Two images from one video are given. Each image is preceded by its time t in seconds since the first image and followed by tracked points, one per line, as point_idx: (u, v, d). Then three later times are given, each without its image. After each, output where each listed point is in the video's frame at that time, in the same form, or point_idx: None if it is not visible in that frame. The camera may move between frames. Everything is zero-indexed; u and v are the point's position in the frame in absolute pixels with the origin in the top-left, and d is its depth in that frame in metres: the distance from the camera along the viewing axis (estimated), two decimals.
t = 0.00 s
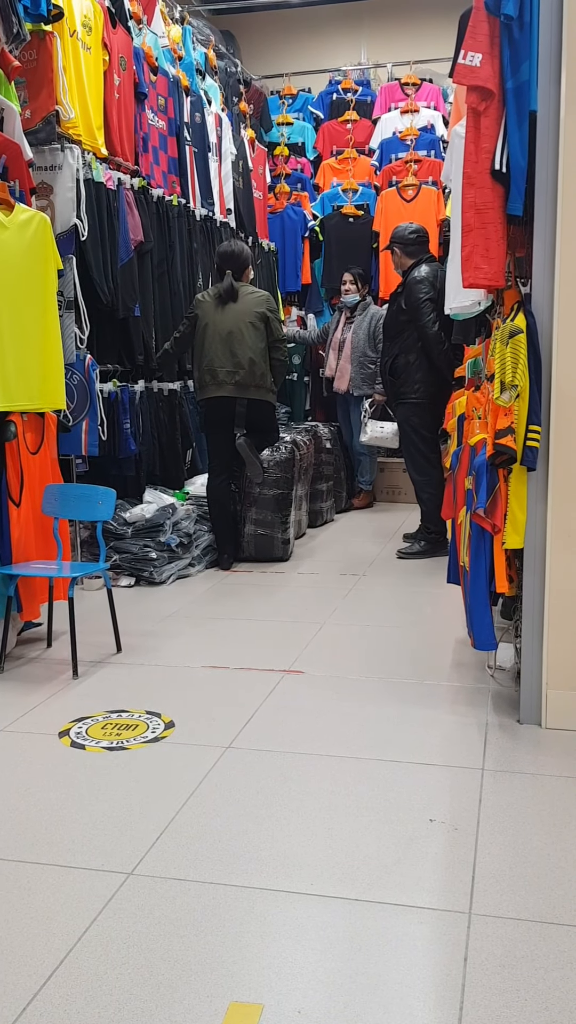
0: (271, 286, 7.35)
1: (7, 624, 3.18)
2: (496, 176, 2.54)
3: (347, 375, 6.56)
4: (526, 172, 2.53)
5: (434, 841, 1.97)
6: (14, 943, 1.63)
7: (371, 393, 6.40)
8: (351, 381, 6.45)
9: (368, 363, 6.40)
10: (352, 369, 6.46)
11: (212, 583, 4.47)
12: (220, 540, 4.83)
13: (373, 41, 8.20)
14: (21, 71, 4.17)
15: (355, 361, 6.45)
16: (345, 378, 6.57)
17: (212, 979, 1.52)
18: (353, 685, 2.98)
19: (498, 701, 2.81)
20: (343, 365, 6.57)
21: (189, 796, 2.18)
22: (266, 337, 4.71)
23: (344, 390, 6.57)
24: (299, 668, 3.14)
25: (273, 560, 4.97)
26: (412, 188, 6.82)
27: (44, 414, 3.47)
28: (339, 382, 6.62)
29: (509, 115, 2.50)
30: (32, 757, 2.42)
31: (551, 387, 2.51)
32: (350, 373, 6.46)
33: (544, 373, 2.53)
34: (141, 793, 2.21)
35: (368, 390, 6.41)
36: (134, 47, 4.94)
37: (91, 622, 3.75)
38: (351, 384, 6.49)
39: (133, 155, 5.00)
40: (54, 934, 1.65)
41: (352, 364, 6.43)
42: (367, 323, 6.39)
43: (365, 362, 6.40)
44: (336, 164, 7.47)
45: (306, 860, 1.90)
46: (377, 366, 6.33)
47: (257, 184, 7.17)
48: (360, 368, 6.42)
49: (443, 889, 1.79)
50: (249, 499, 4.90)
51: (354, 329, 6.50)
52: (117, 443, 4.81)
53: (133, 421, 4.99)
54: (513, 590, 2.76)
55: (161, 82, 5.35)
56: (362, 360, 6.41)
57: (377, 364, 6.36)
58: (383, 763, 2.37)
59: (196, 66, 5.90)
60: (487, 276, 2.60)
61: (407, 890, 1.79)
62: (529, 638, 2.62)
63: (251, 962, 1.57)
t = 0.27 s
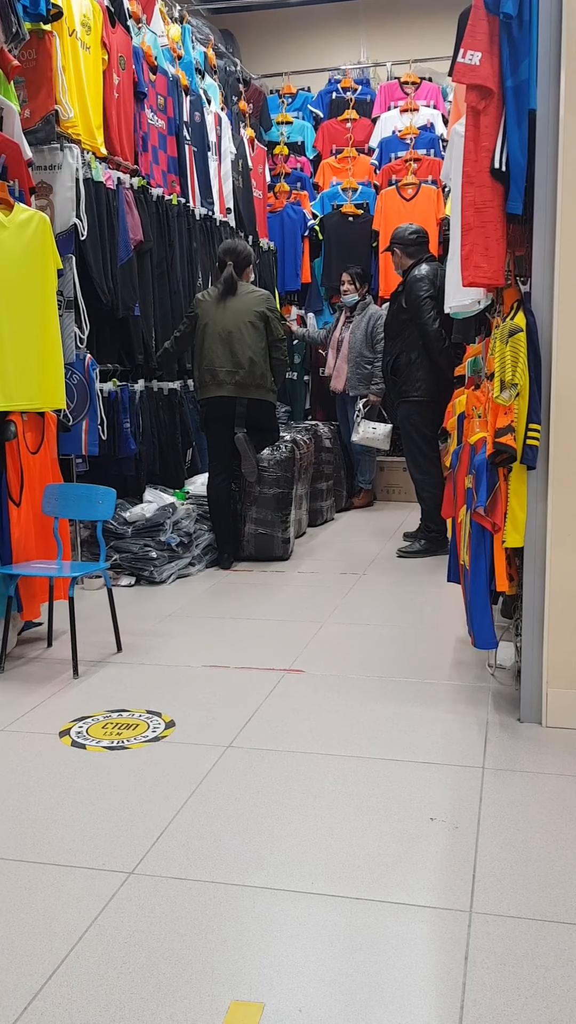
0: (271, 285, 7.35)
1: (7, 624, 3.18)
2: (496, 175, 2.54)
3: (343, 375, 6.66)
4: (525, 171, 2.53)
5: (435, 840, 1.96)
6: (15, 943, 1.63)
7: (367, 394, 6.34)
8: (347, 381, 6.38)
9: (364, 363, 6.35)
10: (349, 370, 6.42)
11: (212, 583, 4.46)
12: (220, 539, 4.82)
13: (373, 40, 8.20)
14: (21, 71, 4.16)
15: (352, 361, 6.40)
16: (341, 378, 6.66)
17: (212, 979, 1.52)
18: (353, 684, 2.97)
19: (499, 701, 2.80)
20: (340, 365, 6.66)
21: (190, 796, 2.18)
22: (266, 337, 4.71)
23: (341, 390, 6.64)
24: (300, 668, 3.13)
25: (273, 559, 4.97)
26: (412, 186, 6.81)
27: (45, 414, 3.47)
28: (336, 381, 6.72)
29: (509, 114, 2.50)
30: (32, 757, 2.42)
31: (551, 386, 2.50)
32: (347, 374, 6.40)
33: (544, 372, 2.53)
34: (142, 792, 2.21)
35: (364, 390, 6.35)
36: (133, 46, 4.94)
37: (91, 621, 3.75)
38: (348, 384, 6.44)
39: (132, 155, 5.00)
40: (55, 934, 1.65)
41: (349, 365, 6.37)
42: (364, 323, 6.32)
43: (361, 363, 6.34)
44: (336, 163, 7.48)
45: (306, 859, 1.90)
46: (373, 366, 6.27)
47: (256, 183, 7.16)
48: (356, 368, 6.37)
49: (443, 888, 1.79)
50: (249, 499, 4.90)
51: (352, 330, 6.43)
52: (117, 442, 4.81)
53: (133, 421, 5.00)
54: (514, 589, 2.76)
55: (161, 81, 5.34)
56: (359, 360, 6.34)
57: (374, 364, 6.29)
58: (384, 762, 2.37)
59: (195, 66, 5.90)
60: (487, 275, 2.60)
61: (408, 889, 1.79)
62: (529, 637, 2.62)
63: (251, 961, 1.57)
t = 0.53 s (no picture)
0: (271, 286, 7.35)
1: (8, 625, 3.18)
2: (496, 175, 2.54)
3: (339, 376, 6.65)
4: (526, 171, 2.53)
5: (436, 840, 1.96)
6: (15, 943, 1.63)
7: (365, 396, 6.40)
8: (344, 384, 6.46)
9: (360, 366, 6.39)
10: (346, 373, 6.48)
11: (213, 583, 4.46)
12: (221, 539, 4.82)
13: (373, 41, 8.20)
14: (21, 71, 4.15)
15: (349, 365, 6.46)
16: (338, 379, 6.66)
17: (213, 979, 1.52)
18: (353, 684, 2.97)
19: (500, 701, 2.80)
20: (337, 366, 6.68)
21: (190, 797, 2.18)
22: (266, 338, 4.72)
23: (338, 393, 6.67)
24: (300, 668, 3.13)
25: (274, 559, 4.97)
26: (412, 186, 6.80)
27: (45, 414, 3.47)
28: (334, 383, 6.72)
29: (509, 114, 2.50)
30: (33, 757, 2.42)
31: (551, 386, 2.50)
32: (344, 376, 6.48)
33: (544, 372, 2.53)
34: (142, 793, 2.21)
35: (360, 393, 6.41)
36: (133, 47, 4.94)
37: (91, 622, 3.75)
38: (345, 385, 6.50)
39: (132, 155, 5.00)
40: (55, 934, 1.65)
41: (345, 368, 6.45)
42: (360, 327, 6.31)
43: (357, 365, 6.39)
44: (336, 164, 7.48)
45: (306, 859, 1.90)
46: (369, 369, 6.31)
47: (256, 183, 7.16)
48: (352, 370, 6.43)
49: (444, 889, 1.78)
50: (249, 499, 4.90)
51: (348, 333, 6.41)
52: (117, 443, 4.82)
53: (133, 421, 4.99)
54: (514, 590, 2.76)
55: (160, 82, 5.34)
56: (355, 362, 6.39)
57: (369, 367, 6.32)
58: (384, 763, 2.36)
59: (195, 66, 5.90)
60: (487, 275, 2.60)
61: (408, 889, 1.79)
62: (529, 637, 2.62)
63: (252, 961, 1.57)
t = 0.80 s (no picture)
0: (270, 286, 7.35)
1: (7, 626, 3.18)
2: (494, 175, 2.54)
3: (334, 377, 6.77)
4: (524, 171, 2.53)
5: (435, 841, 1.96)
6: (15, 943, 1.64)
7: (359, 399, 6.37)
8: (339, 386, 6.46)
9: (355, 368, 6.37)
10: (341, 374, 6.47)
11: (212, 584, 4.47)
12: (220, 540, 4.82)
13: (372, 41, 8.20)
14: (18, 72, 4.12)
15: (343, 366, 6.45)
16: (333, 380, 6.81)
17: (212, 980, 1.52)
18: (352, 685, 2.97)
19: (499, 702, 2.80)
20: (332, 367, 6.79)
21: (189, 798, 2.18)
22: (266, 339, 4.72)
23: (333, 393, 6.85)
24: (299, 669, 3.13)
25: (273, 560, 4.97)
26: (411, 187, 6.77)
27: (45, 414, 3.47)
28: (330, 382, 6.86)
29: (507, 114, 2.50)
30: (33, 757, 2.42)
31: (550, 386, 2.50)
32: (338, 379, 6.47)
33: (544, 372, 2.52)
34: (142, 793, 2.21)
35: (355, 395, 6.38)
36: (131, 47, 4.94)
37: (91, 623, 3.76)
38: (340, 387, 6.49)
39: (131, 156, 5.00)
40: (55, 935, 1.66)
41: (339, 370, 6.43)
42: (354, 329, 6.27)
43: (352, 367, 6.37)
44: (334, 164, 7.47)
45: (306, 860, 1.90)
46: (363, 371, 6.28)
47: (255, 184, 7.16)
48: (346, 373, 6.42)
49: (444, 890, 1.78)
50: (249, 500, 4.89)
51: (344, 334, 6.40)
52: (116, 444, 4.81)
53: (132, 422, 4.98)
54: (513, 590, 2.75)
55: (159, 83, 5.34)
56: (349, 364, 6.37)
57: (363, 369, 6.30)
58: (384, 764, 2.36)
59: (194, 67, 5.90)
60: (486, 275, 2.60)
61: (408, 890, 1.78)
62: (529, 637, 2.62)
63: (251, 962, 1.56)
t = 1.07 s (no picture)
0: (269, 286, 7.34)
1: (8, 625, 3.19)
2: (494, 174, 2.54)
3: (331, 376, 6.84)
4: (523, 170, 2.53)
5: (436, 840, 1.96)
6: (16, 943, 1.64)
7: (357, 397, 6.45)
8: (336, 384, 6.52)
9: (352, 366, 6.42)
10: (338, 372, 6.52)
11: (212, 584, 4.47)
12: (221, 540, 4.82)
13: (371, 40, 8.20)
14: (18, 71, 4.13)
15: (340, 365, 6.49)
16: (332, 379, 6.85)
17: (213, 979, 1.52)
18: (353, 684, 2.97)
19: (500, 700, 2.80)
20: (329, 366, 6.82)
21: (190, 798, 2.18)
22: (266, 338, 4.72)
23: (331, 391, 6.91)
24: (300, 668, 3.13)
25: (273, 559, 4.97)
26: (410, 186, 6.78)
27: (44, 414, 3.47)
28: (328, 382, 6.90)
29: (507, 112, 2.50)
30: (34, 757, 2.42)
31: (550, 384, 2.50)
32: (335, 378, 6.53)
33: (543, 370, 2.52)
34: (143, 793, 2.21)
35: (353, 393, 6.46)
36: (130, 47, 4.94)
37: (92, 622, 3.76)
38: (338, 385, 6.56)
39: (131, 155, 5.00)
40: (56, 934, 1.66)
41: (337, 369, 6.48)
42: (350, 329, 6.27)
43: (348, 366, 6.42)
44: (334, 164, 7.48)
45: (307, 859, 1.90)
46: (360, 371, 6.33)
47: (254, 183, 7.16)
48: (344, 371, 6.47)
49: (445, 889, 1.78)
50: (249, 500, 4.90)
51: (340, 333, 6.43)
52: (116, 443, 4.81)
53: (132, 422, 4.97)
54: (514, 589, 2.75)
55: (158, 82, 5.34)
56: (346, 363, 6.41)
57: (360, 368, 6.34)
58: (384, 763, 2.36)
59: (194, 66, 5.90)
60: (485, 274, 2.60)
61: (409, 889, 1.78)
62: (530, 636, 2.62)
63: (252, 962, 1.56)
